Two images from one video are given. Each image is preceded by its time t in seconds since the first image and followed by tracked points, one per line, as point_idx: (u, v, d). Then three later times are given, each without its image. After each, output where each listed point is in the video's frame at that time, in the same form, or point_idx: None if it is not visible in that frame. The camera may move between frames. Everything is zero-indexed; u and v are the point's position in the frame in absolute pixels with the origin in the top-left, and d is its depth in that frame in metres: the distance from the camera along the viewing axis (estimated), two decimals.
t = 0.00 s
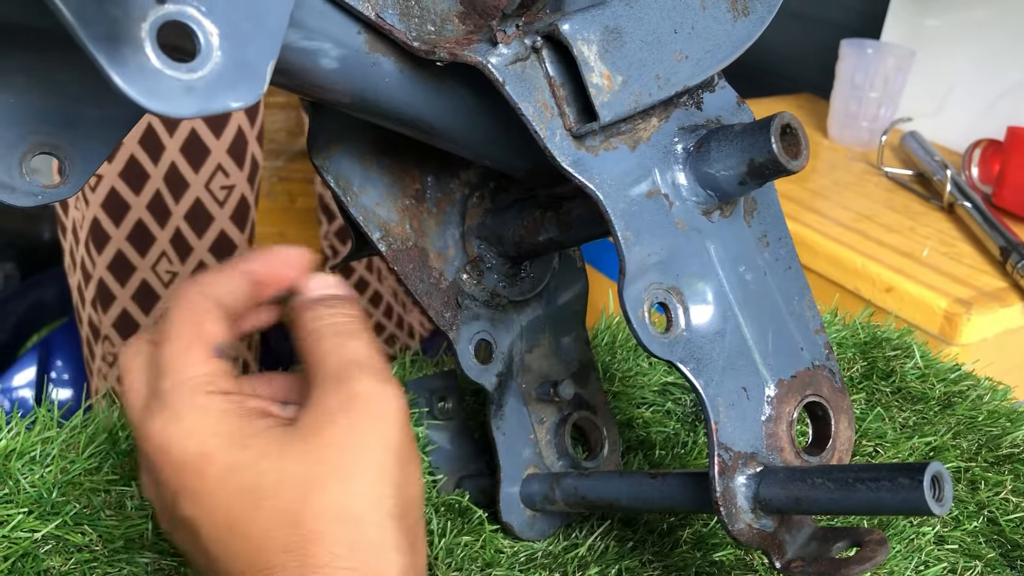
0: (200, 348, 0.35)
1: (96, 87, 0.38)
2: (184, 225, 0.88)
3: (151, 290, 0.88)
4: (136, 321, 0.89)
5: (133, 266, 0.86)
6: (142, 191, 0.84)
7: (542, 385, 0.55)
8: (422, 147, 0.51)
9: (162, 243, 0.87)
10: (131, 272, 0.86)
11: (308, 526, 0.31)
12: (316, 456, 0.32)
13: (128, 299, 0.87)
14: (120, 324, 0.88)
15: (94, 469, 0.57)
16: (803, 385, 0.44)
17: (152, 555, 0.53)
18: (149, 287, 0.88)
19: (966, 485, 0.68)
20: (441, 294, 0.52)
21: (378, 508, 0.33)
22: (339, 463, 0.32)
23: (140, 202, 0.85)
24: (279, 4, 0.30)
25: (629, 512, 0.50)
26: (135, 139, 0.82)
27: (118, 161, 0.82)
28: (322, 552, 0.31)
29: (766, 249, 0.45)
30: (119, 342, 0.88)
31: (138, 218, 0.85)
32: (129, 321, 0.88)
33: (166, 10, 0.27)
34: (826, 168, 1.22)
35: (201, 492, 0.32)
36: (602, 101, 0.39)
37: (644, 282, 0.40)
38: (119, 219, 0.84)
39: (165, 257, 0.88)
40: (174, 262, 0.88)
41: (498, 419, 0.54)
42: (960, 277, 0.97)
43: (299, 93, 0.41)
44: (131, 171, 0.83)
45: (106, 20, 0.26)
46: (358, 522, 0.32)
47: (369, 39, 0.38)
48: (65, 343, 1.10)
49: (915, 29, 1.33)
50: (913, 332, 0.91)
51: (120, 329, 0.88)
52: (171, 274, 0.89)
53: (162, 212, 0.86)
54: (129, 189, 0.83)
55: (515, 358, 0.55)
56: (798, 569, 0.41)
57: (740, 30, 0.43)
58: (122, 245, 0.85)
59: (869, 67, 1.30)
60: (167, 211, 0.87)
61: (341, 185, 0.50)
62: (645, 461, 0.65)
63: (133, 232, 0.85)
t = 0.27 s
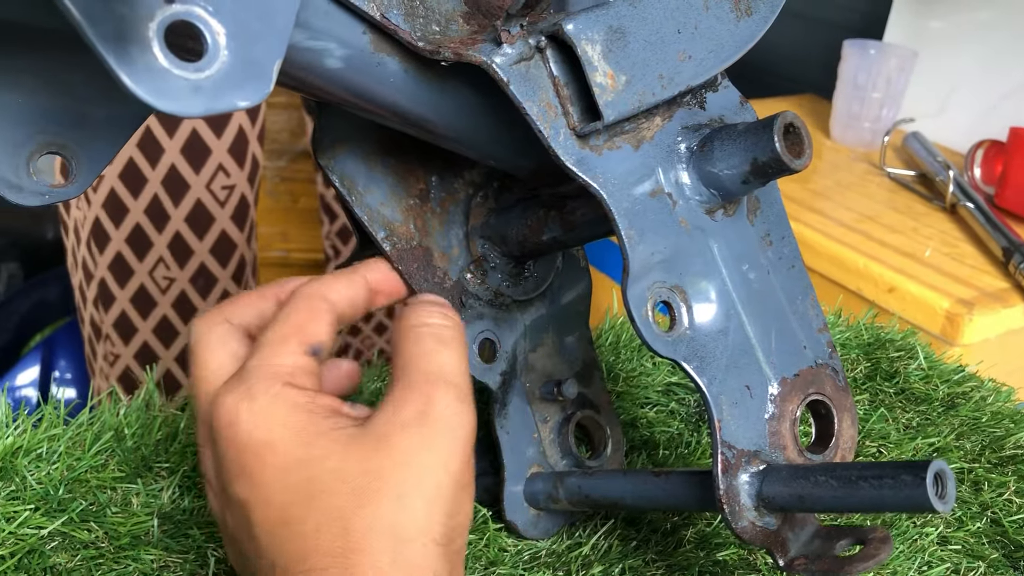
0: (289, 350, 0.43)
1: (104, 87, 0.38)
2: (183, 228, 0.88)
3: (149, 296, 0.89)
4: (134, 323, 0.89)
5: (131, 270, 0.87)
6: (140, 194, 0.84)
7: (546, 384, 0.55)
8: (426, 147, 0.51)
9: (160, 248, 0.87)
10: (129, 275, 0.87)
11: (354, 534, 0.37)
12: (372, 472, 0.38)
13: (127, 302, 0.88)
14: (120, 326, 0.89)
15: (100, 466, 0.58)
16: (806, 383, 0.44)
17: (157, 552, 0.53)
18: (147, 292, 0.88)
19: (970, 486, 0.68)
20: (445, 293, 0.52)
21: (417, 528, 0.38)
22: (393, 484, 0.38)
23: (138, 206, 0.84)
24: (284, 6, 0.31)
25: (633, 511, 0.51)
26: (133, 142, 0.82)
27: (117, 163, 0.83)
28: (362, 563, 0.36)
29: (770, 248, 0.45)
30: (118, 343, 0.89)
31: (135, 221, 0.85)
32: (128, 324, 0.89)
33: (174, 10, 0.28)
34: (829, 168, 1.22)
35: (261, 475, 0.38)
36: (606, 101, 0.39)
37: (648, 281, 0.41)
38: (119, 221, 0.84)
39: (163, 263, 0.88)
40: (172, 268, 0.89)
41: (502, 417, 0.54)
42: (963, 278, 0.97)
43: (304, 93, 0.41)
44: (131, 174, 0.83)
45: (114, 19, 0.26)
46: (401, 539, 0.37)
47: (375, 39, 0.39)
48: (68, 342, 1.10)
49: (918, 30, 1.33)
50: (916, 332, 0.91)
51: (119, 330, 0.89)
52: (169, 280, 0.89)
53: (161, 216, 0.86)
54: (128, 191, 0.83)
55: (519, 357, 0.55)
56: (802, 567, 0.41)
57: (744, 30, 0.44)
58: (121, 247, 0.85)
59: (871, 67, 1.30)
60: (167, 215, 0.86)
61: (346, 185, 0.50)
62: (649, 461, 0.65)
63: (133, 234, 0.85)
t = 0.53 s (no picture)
0: (313, 345, 0.47)
1: (115, 84, 0.39)
2: (190, 226, 0.88)
3: (156, 293, 0.89)
4: (141, 321, 0.90)
5: (138, 269, 0.87)
6: (146, 193, 0.84)
7: (551, 380, 0.56)
8: (433, 145, 0.52)
9: (166, 246, 0.87)
10: (136, 273, 0.87)
11: (370, 523, 0.39)
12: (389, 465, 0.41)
13: (134, 300, 0.89)
14: (126, 324, 0.89)
15: (109, 461, 0.58)
16: (810, 378, 0.44)
17: (166, 546, 0.53)
18: (153, 290, 0.89)
19: (974, 484, 0.69)
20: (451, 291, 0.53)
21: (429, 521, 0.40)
22: (408, 477, 0.40)
23: (144, 205, 0.85)
24: (295, 5, 0.31)
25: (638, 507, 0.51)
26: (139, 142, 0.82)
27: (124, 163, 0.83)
28: (375, 550, 0.39)
29: (774, 244, 0.45)
30: (125, 341, 0.90)
31: (142, 220, 0.85)
32: (134, 322, 0.89)
33: (186, 8, 0.28)
34: (833, 169, 1.22)
35: (283, 461, 0.42)
36: (612, 98, 0.40)
37: (653, 277, 0.41)
38: (125, 220, 0.85)
39: (169, 261, 0.88)
40: (179, 265, 0.89)
41: (507, 414, 0.54)
42: (968, 278, 0.97)
43: (312, 91, 0.41)
44: (137, 173, 0.83)
45: (129, 16, 0.27)
46: (415, 530, 0.40)
47: (382, 37, 0.39)
48: (75, 339, 1.10)
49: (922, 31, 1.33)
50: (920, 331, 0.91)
51: (125, 329, 0.89)
52: (176, 277, 0.90)
53: (168, 214, 0.87)
54: (134, 190, 0.84)
55: (525, 354, 0.55)
56: (806, 560, 0.42)
57: (748, 28, 0.44)
58: (127, 246, 0.86)
59: (876, 69, 1.30)
60: (173, 213, 0.87)
61: (353, 182, 0.50)
62: (653, 458, 0.65)
63: (139, 232, 0.86)
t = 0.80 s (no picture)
0: (314, 344, 0.47)
1: (110, 85, 0.39)
2: (192, 226, 0.89)
3: (158, 293, 0.89)
4: (142, 322, 0.90)
5: (139, 269, 0.87)
6: (148, 192, 0.85)
7: (549, 381, 0.56)
8: (431, 146, 0.52)
9: (168, 246, 0.88)
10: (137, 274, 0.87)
11: (360, 525, 0.40)
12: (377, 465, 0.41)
13: (135, 301, 0.89)
14: (127, 325, 0.90)
15: (108, 462, 0.58)
16: (806, 379, 0.44)
17: (165, 547, 0.53)
18: (155, 290, 0.89)
19: (972, 484, 0.68)
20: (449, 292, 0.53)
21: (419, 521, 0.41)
22: (396, 477, 0.41)
23: (146, 204, 0.85)
24: (287, 5, 0.31)
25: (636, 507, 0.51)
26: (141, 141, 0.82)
27: (125, 163, 0.83)
28: (365, 552, 0.39)
29: (770, 244, 0.45)
30: (126, 342, 0.90)
31: (144, 220, 0.86)
32: (135, 322, 0.90)
33: (178, 10, 0.28)
34: (836, 169, 1.22)
35: (276, 461, 0.42)
36: (606, 98, 0.40)
37: (649, 277, 0.41)
38: (127, 220, 0.85)
39: (171, 260, 0.88)
40: (180, 264, 0.89)
41: (505, 414, 0.54)
42: (970, 278, 0.97)
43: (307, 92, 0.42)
44: (137, 174, 0.84)
45: (120, 18, 0.27)
46: (405, 530, 0.40)
47: (377, 38, 0.39)
48: (78, 340, 1.11)
49: (926, 31, 1.33)
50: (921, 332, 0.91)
51: (127, 330, 0.90)
52: (178, 277, 0.90)
53: (169, 214, 0.87)
54: (136, 191, 0.84)
55: (523, 355, 0.56)
56: (802, 560, 0.42)
57: (743, 28, 0.44)
58: (129, 246, 0.86)
59: (879, 69, 1.30)
60: (175, 212, 0.87)
61: (350, 183, 0.50)
62: (652, 458, 0.65)
63: (140, 233, 0.86)
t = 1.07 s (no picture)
0: (290, 344, 0.44)
1: (111, 84, 0.39)
2: (198, 226, 0.89)
3: (163, 293, 0.90)
4: (147, 322, 0.90)
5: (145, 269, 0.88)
6: (154, 192, 0.85)
7: (551, 380, 0.56)
8: (432, 146, 0.52)
9: (173, 246, 0.88)
10: (143, 274, 0.88)
11: (358, 532, 0.39)
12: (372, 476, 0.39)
13: (140, 300, 0.89)
14: (132, 325, 0.90)
15: (110, 463, 0.58)
16: (808, 377, 0.44)
17: (167, 548, 0.53)
18: (161, 289, 0.89)
19: (976, 485, 0.68)
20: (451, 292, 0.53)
21: (422, 524, 0.40)
22: (387, 483, 0.39)
23: (151, 204, 0.85)
24: (287, 4, 0.31)
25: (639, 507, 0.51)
26: (146, 141, 0.82)
27: (130, 163, 0.83)
28: (366, 563, 0.38)
29: (771, 242, 0.45)
30: (131, 342, 0.90)
31: (150, 219, 0.86)
32: (141, 322, 0.90)
33: (178, 8, 0.28)
34: (840, 169, 1.22)
35: (268, 474, 0.40)
36: (607, 97, 0.40)
37: (650, 275, 0.41)
38: (132, 219, 0.85)
39: (177, 260, 0.89)
40: (186, 264, 0.90)
41: (507, 414, 0.54)
42: (974, 279, 0.97)
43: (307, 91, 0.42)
44: (143, 173, 0.84)
45: (121, 18, 0.27)
46: (402, 535, 0.39)
47: (377, 38, 0.39)
48: (83, 340, 1.11)
49: (930, 31, 1.33)
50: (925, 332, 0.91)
51: (132, 330, 0.90)
52: (183, 277, 0.90)
53: (175, 214, 0.87)
54: (142, 190, 0.84)
55: (525, 355, 0.56)
56: (805, 559, 0.41)
57: (744, 26, 0.44)
58: (134, 246, 0.86)
59: (884, 69, 1.30)
60: (181, 212, 0.87)
61: (351, 183, 0.50)
62: (654, 459, 0.65)
63: (146, 233, 0.86)
